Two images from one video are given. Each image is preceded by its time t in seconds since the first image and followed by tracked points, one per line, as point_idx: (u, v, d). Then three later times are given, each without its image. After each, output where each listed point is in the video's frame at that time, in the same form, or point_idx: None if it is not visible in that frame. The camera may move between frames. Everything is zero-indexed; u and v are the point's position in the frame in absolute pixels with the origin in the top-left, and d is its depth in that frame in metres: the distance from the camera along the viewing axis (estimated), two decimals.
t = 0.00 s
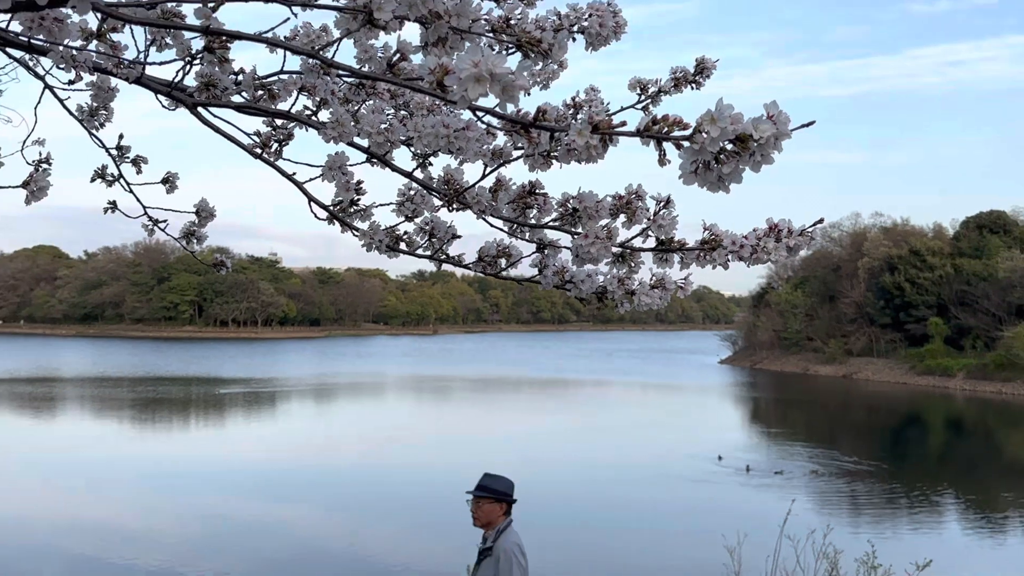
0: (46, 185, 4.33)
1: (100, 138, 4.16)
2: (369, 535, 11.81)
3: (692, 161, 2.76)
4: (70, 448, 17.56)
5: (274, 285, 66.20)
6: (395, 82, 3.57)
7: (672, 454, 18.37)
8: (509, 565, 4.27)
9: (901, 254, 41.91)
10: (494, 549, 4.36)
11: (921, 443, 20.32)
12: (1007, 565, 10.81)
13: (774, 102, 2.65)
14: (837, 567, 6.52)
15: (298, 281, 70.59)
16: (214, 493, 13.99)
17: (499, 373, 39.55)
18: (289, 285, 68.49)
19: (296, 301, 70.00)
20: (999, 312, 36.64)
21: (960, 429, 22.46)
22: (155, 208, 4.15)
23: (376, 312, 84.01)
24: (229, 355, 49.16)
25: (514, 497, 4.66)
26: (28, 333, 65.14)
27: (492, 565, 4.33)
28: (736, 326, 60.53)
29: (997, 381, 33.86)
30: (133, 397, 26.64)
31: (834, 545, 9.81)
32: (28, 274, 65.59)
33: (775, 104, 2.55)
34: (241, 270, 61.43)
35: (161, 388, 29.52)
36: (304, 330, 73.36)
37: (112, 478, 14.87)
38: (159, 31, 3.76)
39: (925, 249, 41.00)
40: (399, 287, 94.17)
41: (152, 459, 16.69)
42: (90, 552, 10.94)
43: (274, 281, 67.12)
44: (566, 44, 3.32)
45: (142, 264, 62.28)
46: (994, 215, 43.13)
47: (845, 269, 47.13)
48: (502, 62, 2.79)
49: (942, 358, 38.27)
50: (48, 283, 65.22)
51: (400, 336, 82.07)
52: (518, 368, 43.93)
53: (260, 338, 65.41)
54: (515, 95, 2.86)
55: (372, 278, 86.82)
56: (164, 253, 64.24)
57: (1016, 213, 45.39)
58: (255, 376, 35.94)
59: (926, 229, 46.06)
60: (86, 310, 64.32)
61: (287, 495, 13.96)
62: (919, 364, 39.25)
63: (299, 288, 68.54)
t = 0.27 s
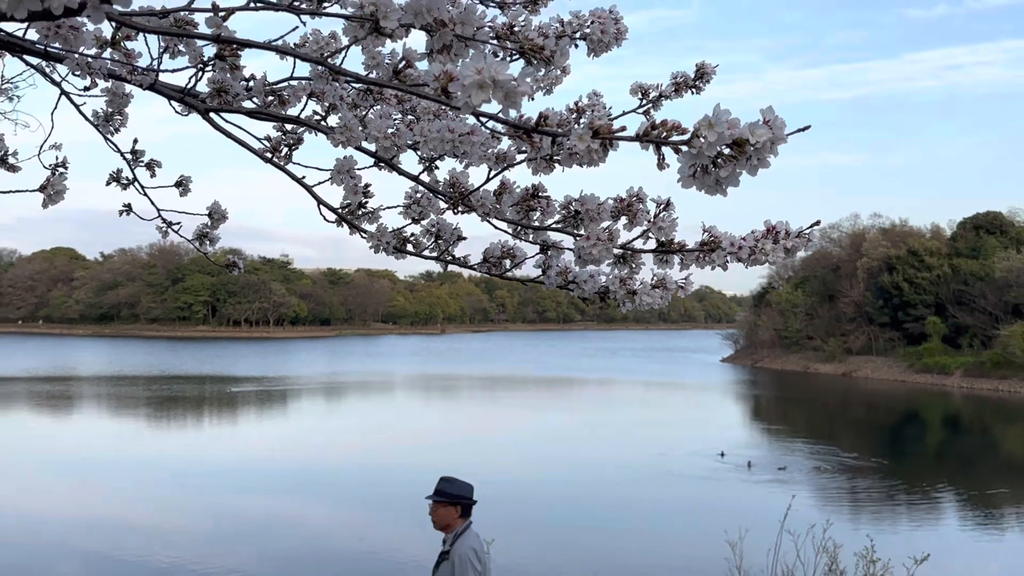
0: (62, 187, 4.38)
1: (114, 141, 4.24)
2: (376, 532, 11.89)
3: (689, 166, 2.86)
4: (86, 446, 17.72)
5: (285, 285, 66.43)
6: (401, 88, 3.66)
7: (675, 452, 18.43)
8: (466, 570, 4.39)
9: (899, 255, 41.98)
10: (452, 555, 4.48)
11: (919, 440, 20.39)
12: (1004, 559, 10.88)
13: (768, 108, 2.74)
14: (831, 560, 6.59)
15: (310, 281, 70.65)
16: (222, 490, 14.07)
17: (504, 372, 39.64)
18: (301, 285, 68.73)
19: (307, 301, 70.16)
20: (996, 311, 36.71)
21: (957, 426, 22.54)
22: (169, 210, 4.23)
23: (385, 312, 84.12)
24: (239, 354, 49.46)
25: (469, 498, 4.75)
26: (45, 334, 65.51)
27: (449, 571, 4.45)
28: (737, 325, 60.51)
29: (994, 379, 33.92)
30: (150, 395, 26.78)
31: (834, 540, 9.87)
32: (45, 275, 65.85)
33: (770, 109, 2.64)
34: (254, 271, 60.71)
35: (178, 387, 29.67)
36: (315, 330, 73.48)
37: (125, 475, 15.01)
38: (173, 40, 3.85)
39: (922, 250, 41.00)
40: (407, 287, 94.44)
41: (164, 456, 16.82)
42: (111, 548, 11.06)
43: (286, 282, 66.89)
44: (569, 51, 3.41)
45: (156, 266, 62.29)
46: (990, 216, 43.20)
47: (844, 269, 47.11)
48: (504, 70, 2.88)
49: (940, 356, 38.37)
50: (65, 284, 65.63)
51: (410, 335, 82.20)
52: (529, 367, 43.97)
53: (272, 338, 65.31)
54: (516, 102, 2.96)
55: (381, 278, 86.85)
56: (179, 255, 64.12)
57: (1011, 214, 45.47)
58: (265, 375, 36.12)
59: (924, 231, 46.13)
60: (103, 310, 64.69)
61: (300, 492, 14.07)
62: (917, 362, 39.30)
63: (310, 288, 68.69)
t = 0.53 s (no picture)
0: (75, 191, 4.44)
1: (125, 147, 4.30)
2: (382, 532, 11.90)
3: (691, 168, 2.93)
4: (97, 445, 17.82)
5: (294, 287, 66.68)
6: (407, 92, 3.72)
7: (679, 451, 18.43)
8: (412, 565, 4.46)
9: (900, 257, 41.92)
10: (400, 553, 4.56)
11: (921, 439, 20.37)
12: (1005, 558, 10.87)
13: (768, 113, 2.81)
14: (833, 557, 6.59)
15: (318, 283, 70.87)
16: (228, 490, 14.10)
17: (511, 372, 39.67)
18: (309, 288, 68.98)
19: (315, 303, 70.34)
20: (997, 312, 36.65)
21: (958, 426, 22.51)
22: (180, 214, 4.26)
23: (393, 313, 84.22)
24: (249, 355, 49.70)
25: (416, 495, 4.83)
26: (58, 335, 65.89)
27: (398, 569, 4.53)
28: (740, 326, 60.46)
29: (996, 379, 33.85)
30: (162, 396, 26.98)
31: (836, 539, 9.88)
32: (57, 279, 65.98)
33: (770, 114, 2.71)
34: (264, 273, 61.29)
35: (188, 387, 29.85)
36: (323, 331, 73.74)
37: (137, 475, 15.05)
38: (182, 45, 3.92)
39: (924, 251, 40.95)
40: (415, 288, 94.63)
41: (174, 455, 16.91)
42: (130, 547, 11.11)
43: (295, 284, 67.30)
44: (571, 56, 3.48)
45: (167, 269, 62.74)
46: (991, 218, 43.13)
47: (846, 271, 47.03)
48: (508, 73, 2.95)
49: (941, 356, 38.25)
50: (78, 287, 66.15)
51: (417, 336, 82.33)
52: (535, 367, 44.04)
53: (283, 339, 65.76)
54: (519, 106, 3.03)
55: (388, 280, 87.02)
56: (188, 258, 64.70)
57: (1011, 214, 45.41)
58: (272, 376, 36.29)
59: (926, 233, 46.02)
60: (115, 312, 65.07)
61: (312, 491, 14.15)
62: (919, 362, 39.24)
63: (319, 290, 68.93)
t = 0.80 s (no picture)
0: (86, 196, 4.48)
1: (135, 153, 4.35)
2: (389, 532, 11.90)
3: (691, 173, 3.03)
4: (107, 447, 17.88)
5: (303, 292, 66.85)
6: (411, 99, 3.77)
7: (683, 454, 18.42)
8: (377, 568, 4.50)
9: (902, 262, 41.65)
10: (366, 557, 4.60)
11: (923, 442, 20.33)
12: (1007, 560, 10.84)
13: (766, 119, 2.92)
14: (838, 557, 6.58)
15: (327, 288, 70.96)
16: (235, 492, 14.11)
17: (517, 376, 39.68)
18: (317, 292, 69.12)
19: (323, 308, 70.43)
20: (997, 316, 36.61)
21: (960, 429, 22.45)
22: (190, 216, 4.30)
23: (400, 317, 84.34)
24: (258, 359, 49.90)
25: (377, 498, 4.87)
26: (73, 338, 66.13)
27: (363, 572, 4.57)
28: (743, 330, 60.42)
29: (996, 383, 33.77)
30: (175, 398, 27.18)
31: (838, 541, 9.86)
32: (71, 283, 66.44)
33: (770, 119, 2.81)
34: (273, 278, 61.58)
35: (201, 390, 29.97)
36: (331, 335, 74.00)
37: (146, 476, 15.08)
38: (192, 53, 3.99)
39: (924, 256, 40.97)
40: (421, 293, 94.76)
41: (180, 457, 16.94)
42: (137, 549, 11.11)
43: (303, 289, 68.01)
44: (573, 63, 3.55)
45: (179, 274, 63.56)
46: (991, 223, 43.22)
47: (848, 275, 47.01)
48: (510, 79, 3.03)
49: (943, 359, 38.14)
50: (91, 292, 66.76)
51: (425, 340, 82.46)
52: (541, 371, 44.03)
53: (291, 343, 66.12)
54: (521, 111, 3.11)
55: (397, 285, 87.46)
56: (201, 263, 65.59)
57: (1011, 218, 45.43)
58: (279, 379, 36.37)
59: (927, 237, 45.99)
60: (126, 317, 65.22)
61: (319, 493, 14.21)
62: (920, 365, 39.17)
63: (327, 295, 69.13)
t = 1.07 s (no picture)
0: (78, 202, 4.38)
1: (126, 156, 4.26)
2: (396, 547, 11.81)
3: (696, 179, 3.05)
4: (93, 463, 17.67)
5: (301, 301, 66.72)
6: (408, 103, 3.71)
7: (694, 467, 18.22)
8: None
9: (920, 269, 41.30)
10: (324, 569, 4.48)
11: (944, 455, 20.02)
12: None
13: (773, 125, 2.94)
14: None
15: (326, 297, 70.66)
16: (241, 507, 14.06)
17: (520, 387, 39.47)
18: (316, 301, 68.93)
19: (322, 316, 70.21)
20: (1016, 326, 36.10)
21: (982, 442, 22.10)
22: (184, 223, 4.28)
23: (403, 326, 84.13)
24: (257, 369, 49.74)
25: (340, 508, 4.74)
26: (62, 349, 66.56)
27: None
28: (756, 340, 59.93)
29: (1015, 394, 33.24)
30: (165, 409, 27.31)
31: (853, 558, 9.69)
32: (63, 292, 67.57)
33: (775, 126, 2.83)
34: (271, 286, 61.53)
35: (192, 402, 30.10)
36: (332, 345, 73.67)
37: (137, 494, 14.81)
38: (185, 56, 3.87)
39: (944, 264, 40.53)
40: (425, 301, 94.62)
41: (187, 472, 16.95)
42: (137, 566, 11.04)
43: (302, 297, 66.87)
44: (575, 66, 3.45)
45: (174, 281, 63.17)
46: (1012, 230, 42.79)
47: (865, 283, 46.54)
48: (510, 83, 2.90)
49: (963, 370, 37.56)
50: (82, 301, 67.03)
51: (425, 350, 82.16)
52: (542, 381, 43.77)
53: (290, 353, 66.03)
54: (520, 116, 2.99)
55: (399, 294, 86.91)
56: (196, 271, 65.07)
57: None
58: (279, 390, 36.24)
59: (947, 244, 45.50)
60: (120, 326, 65.78)
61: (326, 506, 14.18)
62: (939, 377, 38.62)
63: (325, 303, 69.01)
